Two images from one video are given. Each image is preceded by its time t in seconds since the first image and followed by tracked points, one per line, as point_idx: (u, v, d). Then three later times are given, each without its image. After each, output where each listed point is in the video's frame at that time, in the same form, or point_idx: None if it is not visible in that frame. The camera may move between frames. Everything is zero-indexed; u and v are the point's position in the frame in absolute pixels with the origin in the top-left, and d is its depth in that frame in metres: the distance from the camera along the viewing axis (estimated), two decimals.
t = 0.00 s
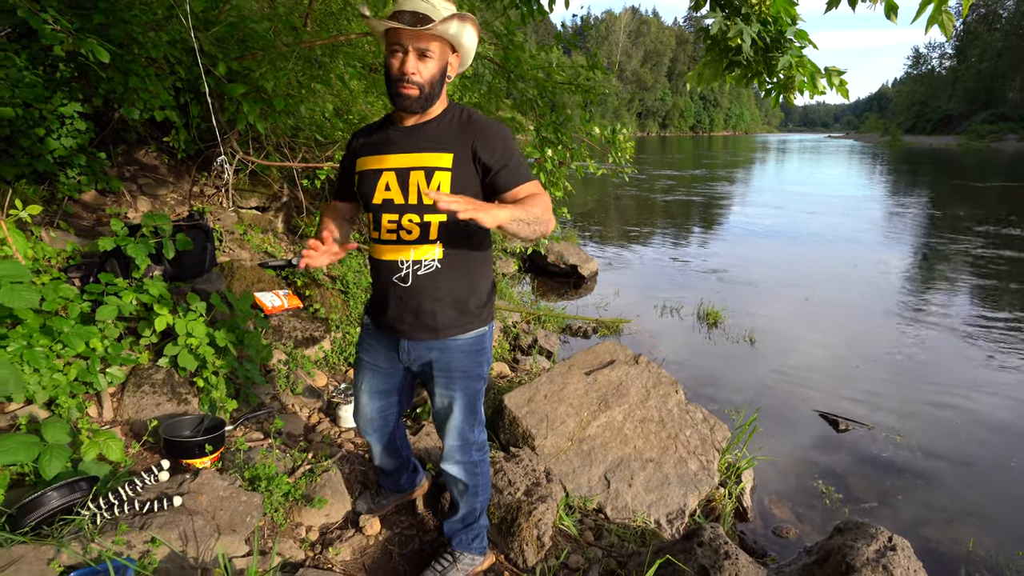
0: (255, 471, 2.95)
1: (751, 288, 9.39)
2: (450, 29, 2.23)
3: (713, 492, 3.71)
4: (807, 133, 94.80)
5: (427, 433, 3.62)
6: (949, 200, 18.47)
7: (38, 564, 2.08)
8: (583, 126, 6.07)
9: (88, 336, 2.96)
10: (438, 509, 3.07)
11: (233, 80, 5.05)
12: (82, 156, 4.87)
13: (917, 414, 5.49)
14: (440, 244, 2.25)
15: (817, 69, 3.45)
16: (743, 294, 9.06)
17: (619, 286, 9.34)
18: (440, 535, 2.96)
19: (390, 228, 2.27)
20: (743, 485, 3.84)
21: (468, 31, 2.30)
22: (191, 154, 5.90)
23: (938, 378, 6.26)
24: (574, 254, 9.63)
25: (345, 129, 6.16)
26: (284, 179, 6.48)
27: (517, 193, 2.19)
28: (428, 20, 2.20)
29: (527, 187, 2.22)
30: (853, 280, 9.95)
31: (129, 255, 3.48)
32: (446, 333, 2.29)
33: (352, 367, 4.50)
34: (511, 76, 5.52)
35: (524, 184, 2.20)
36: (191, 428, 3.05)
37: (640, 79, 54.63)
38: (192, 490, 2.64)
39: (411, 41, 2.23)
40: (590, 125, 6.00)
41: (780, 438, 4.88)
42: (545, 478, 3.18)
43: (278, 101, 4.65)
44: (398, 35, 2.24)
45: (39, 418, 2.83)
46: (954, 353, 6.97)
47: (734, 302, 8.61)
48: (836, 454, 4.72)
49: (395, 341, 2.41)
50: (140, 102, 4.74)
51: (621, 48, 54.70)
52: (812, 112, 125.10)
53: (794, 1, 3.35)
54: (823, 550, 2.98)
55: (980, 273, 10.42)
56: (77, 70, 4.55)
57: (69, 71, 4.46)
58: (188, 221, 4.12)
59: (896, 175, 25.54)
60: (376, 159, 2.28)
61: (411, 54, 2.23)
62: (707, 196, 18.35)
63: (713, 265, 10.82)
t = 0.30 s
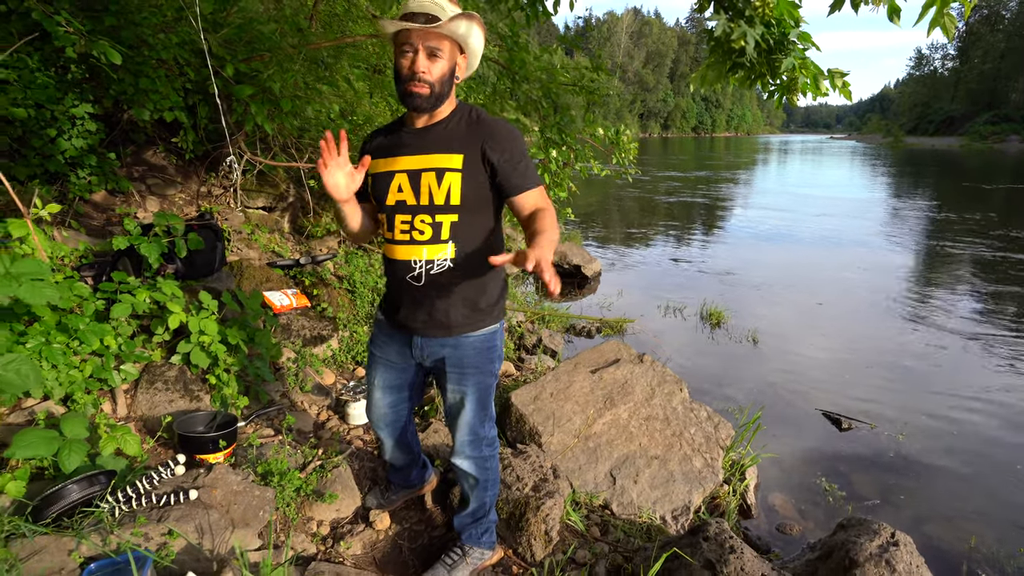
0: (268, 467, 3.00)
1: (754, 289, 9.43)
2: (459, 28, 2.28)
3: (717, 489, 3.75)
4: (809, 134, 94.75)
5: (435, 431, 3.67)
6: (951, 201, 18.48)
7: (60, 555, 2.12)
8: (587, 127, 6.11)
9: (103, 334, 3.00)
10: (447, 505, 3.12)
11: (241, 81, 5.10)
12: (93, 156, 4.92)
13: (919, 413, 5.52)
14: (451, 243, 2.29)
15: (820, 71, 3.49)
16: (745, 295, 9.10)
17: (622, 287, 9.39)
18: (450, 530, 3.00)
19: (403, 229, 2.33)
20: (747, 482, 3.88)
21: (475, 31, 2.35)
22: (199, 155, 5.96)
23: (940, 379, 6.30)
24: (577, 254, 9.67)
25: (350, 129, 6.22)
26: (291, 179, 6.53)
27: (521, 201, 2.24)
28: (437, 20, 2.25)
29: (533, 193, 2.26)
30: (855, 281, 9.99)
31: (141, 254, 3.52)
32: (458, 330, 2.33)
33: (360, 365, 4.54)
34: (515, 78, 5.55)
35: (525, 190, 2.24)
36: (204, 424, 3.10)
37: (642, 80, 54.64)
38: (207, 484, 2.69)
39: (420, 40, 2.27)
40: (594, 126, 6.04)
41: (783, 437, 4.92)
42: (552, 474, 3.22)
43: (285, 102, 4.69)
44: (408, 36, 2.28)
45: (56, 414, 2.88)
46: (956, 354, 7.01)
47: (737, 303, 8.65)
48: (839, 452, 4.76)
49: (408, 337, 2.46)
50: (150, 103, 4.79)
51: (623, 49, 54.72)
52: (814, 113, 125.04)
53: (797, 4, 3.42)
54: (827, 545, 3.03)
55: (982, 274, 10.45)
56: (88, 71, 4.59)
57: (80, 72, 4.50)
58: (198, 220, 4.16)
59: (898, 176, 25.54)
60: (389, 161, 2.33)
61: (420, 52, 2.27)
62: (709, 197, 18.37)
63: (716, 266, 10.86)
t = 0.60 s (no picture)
0: (286, 460, 3.06)
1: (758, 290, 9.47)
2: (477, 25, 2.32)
3: (725, 485, 3.80)
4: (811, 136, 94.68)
5: (447, 426, 3.74)
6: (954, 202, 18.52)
7: (89, 543, 2.20)
8: (593, 127, 6.18)
9: (124, 329, 3.06)
10: (461, 499, 3.17)
11: (252, 82, 5.17)
12: (107, 156, 4.99)
13: (923, 414, 5.57)
14: (477, 242, 2.36)
15: (826, 73, 3.53)
16: (750, 295, 9.15)
17: (627, 287, 9.44)
18: (463, 523, 3.06)
19: (430, 227, 2.38)
20: (754, 479, 3.93)
21: (494, 26, 2.38)
22: (210, 154, 6.03)
23: (943, 379, 6.35)
24: (583, 255, 9.73)
25: (358, 129, 6.29)
26: (300, 179, 6.60)
27: (540, 206, 2.33)
28: (455, 20, 2.29)
29: (553, 199, 2.35)
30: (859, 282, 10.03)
31: (159, 252, 3.57)
32: (479, 326, 2.40)
33: (371, 362, 4.60)
34: (522, 79, 5.61)
35: (546, 197, 2.32)
36: (223, 418, 3.15)
37: (645, 81, 54.63)
38: (228, 477, 2.75)
39: (441, 40, 2.31)
40: (600, 127, 6.10)
41: (789, 435, 4.97)
42: (564, 469, 3.27)
43: (296, 103, 4.77)
44: (429, 38, 2.33)
45: (79, 408, 2.94)
46: (959, 355, 7.06)
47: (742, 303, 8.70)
48: (844, 450, 4.81)
49: (427, 333, 2.53)
50: (164, 103, 4.84)
51: (626, 50, 54.75)
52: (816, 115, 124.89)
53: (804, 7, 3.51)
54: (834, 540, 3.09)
55: (984, 276, 10.50)
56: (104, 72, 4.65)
57: (96, 73, 4.57)
58: (214, 218, 4.21)
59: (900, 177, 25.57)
60: (415, 159, 2.38)
61: (442, 53, 2.31)
62: (713, 198, 18.42)
63: (720, 266, 10.91)
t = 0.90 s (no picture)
0: (301, 456, 3.11)
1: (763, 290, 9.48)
2: (493, 28, 2.35)
3: (733, 482, 3.83)
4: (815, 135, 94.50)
5: (458, 423, 3.78)
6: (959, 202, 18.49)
7: (112, 535, 2.25)
8: (598, 128, 6.21)
9: (141, 327, 3.10)
10: (472, 495, 3.21)
11: (262, 83, 5.21)
12: (120, 157, 5.04)
13: (929, 412, 5.60)
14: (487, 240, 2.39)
15: (833, 72, 3.56)
16: (755, 295, 9.17)
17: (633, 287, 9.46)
18: (475, 519, 3.10)
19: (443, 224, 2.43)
20: (762, 475, 3.96)
21: (510, 29, 2.41)
22: (220, 155, 6.08)
23: (949, 379, 6.37)
24: (588, 254, 9.76)
25: (365, 130, 6.34)
26: (309, 180, 6.65)
27: (549, 199, 2.32)
28: (471, 21, 2.33)
29: (562, 196, 2.35)
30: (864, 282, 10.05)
31: (173, 251, 3.61)
32: (490, 322, 2.44)
33: (381, 361, 4.65)
34: (529, 80, 5.56)
35: (556, 193, 2.33)
36: (238, 414, 3.20)
37: (649, 82, 54.56)
38: (245, 471, 2.80)
39: (458, 42, 2.36)
40: (607, 127, 6.14)
41: (796, 433, 4.99)
42: (574, 464, 3.31)
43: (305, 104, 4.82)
44: (446, 40, 2.38)
45: (98, 405, 2.99)
46: (965, 355, 7.08)
47: (747, 302, 8.72)
48: (851, 448, 4.84)
49: (441, 329, 2.58)
50: (176, 104, 4.89)
51: (629, 50, 54.72)
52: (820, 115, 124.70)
53: (809, 6, 3.42)
54: (842, 535, 3.13)
55: (990, 275, 10.49)
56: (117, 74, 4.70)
57: (110, 75, 4.62)
58: (226, 217, 4.24)
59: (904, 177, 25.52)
60: (431, 159, 2.46)
61: (459, 54, 2.36)
62: (717, 198, 18.42)
63: (724, 266, 10.93)
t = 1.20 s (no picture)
0: (311, 454, 3.14)
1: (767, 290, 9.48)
2: (504, 25, 2.39)
3: (739, 480, 3.84)
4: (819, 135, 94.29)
5: (465, 422, 3.81)
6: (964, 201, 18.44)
7: (126, 531, 2.28)
8: (603, 128, 6.23)
9: (152, 326, 3.12)
10: (479, 492, 3.24)
11: (269, 84, 5.24)
12: (128, 158, 5.07)
13: (935, 412, 5.60)
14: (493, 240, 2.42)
15: (837, 72, 3.58)
16: (759, 294, 9.17)
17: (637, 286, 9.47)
18: (483, 516, 3.13)
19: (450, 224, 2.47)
20: (767, 474, 3.98)
21: (520, 27, 2.46)
22: (227, 156, 6.12)
23: (954, 378, 6.37)
24: (592, 254, 9.77)
25: (370, 130, 6.37)
26: (314, 180, 6.68)
27: (554, 201, 2.33)
28: (480, 18, 2.37)
29: (567, 199, 2.36)
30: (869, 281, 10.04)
31: (182, 251, 3.63)
32: (496, 321, 2.47)
33: (388, 360, 4.67)
34: (534, 80, 5.57)
35: (562, 196, 2.34)
36: (247, 413, 3.22)
37: (652, 81, 54.48)
38: (256, 469, 2.83)
39: (469, 40, 2.39)
40: (611, 127, 6.16)
41: (802, 432, 5.00)
42: (581, 462, 3.33)
43: (312, 105, 4.86)
44: (458, 37, 2.41)
45: (110, 403, 3.03)
46: (970, 354, 7.07)
47: (751, 302, 8.73)
48: (856, 447, 4.84)
49: (449, 328, 2.61)
50: (184, 105, 4.91)
51: (632, 50, 54.70)
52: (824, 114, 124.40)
53: (814, 6, 3.49)
54: (848, 533, 3.14)
55: (995, 275, 10.47)
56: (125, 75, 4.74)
57: (119, 77, 4.66)
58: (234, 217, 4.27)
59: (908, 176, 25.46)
60: (440, 159, 2.49)
61: (471, 50, 2.38)
62: (721, 198, 18.41)
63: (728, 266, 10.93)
